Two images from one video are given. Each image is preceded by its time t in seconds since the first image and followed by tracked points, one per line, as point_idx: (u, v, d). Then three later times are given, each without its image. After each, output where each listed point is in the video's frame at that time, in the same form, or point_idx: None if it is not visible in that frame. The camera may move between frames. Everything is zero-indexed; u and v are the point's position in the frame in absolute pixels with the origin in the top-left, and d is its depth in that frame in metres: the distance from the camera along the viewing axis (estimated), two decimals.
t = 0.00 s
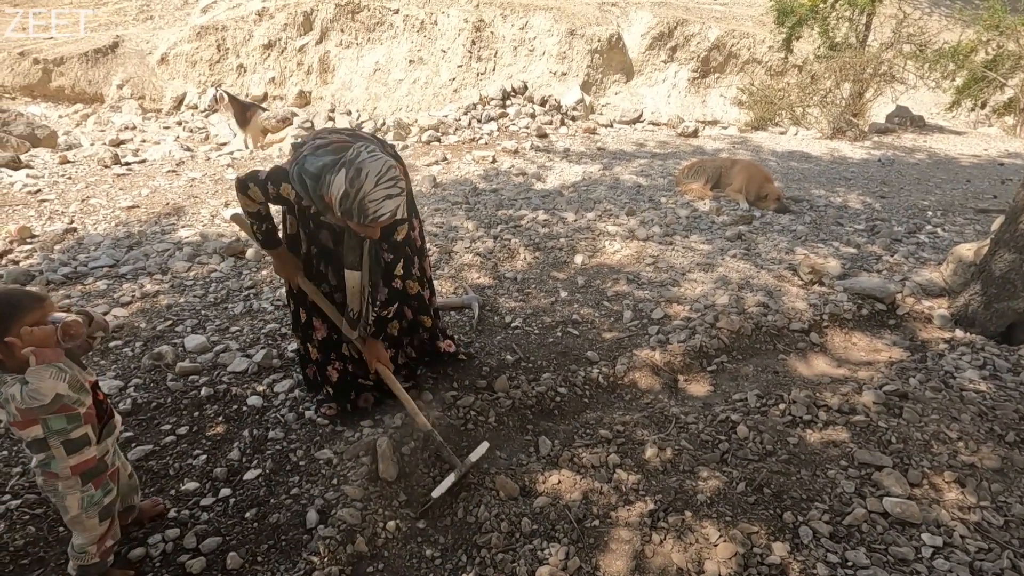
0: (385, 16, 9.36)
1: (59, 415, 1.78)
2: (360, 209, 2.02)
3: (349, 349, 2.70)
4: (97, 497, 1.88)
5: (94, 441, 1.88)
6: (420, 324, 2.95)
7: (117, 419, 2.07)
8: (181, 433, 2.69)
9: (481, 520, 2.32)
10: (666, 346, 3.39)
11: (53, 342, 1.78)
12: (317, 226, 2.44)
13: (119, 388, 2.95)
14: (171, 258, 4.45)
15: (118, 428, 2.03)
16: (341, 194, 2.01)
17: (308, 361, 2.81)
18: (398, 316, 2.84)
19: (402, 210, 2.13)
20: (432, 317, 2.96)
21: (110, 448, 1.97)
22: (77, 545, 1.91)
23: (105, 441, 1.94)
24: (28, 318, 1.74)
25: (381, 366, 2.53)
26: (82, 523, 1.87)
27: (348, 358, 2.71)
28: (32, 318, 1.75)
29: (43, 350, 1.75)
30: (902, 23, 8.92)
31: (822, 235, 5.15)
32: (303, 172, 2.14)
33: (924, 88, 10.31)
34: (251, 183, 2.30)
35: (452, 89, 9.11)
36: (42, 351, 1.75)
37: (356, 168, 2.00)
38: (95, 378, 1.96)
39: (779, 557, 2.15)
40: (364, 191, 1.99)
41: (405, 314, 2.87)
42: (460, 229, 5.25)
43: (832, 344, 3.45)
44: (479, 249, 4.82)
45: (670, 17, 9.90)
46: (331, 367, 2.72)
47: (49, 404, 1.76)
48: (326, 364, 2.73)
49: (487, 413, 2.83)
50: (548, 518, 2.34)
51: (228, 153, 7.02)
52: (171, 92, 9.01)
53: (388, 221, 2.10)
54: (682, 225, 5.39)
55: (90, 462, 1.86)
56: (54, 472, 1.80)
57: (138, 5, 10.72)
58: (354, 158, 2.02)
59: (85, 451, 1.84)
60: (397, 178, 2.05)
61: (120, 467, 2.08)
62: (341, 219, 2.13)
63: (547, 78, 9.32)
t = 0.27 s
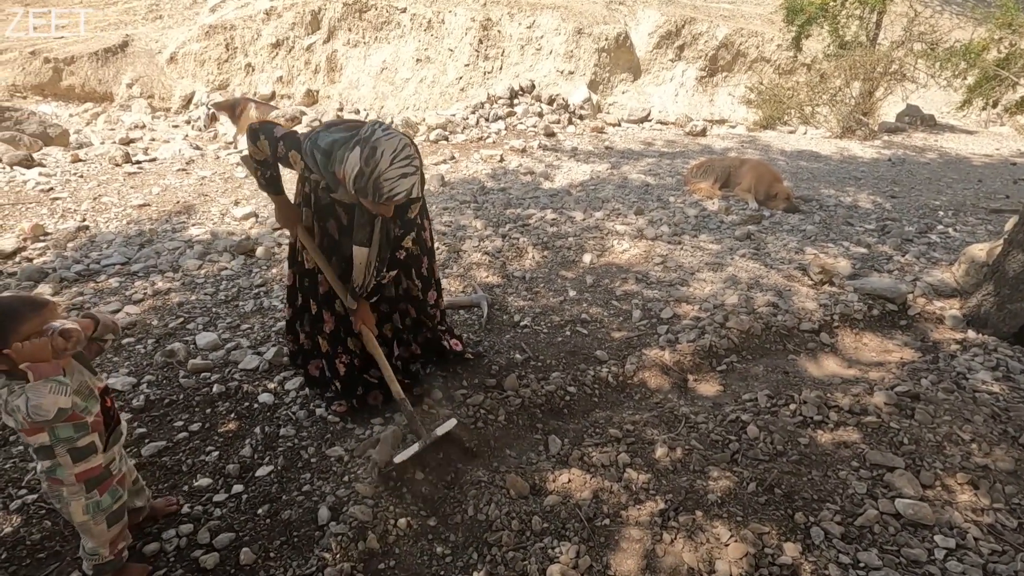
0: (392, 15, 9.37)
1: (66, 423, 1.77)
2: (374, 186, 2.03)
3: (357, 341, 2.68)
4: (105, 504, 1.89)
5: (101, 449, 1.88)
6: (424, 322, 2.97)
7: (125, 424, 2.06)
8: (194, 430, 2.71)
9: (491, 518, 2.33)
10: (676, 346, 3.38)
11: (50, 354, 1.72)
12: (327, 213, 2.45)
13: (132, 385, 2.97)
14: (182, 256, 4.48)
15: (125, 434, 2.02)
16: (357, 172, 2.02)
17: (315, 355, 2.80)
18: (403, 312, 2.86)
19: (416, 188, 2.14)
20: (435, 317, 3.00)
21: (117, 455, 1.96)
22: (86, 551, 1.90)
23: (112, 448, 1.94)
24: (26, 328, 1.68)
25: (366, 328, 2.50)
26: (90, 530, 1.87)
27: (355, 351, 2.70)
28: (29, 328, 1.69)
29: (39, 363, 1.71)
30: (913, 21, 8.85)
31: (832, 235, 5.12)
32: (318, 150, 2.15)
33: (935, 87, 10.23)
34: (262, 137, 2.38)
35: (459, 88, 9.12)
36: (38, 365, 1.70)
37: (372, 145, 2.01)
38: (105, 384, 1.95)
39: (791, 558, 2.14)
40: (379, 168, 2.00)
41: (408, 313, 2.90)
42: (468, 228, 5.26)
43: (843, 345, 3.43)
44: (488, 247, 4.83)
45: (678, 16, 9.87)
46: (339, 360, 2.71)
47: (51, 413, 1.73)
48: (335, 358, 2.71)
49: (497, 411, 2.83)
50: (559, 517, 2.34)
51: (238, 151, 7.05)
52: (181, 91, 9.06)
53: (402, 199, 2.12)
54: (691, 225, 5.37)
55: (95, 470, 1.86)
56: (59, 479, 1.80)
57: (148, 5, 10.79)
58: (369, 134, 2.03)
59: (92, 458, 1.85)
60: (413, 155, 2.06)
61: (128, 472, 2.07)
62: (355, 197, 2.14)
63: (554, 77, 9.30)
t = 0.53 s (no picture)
0: (400, 13, 9.38)
1: (71, 426, 1.77)
2: (395, 154, 2.02)
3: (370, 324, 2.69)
4: (111, 499, 1.90)
5: (108, 447, 1.88)
6: (443, 311, 2.98)
7: (138, 420, 2.05)
8: (203, 425, 2.73)
9: (498, 515, 2.33)
10: (683, 345, 3.37)
11: (55, 361, 1.69)
12: (349, 191, 2.47)
13: (143, 380, 3.00)
14: (191, 253, 4.50)
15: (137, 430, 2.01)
16: (379, 139, 2.02)
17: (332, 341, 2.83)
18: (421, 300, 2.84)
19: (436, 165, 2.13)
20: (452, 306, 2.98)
21: (125, 453, 1.96)
22: (97, 542, 1.94)
23: (120, 447, 1.93)
24: (33, 332, 1.66)
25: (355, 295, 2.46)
26: (97, 524, 1.89)
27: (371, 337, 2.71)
28: (37, 332, 1.66)
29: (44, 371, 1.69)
30: (924, 19, 8.77)
31: (840, 234, 5.09)
32: (344, 118, 2.17)
33: (945, 86, 10.14)
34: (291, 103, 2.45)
35: (466, 87, 9.12)
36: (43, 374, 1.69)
37: (397, 114, 2.02)
38: (116, 383, 1.93)
39: (798, 558, 2.13)
40: (402, 136, 2.00)
41: (428, 299, 2.88)
42: (475, 226, 5.27)
43: (851, 345, 3.42)
44: (494, 246, 4.83)
45: (686, 14, 9.82)
46: (353, 346, 2.72)
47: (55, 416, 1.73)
48: (349, 343, 2.73)
49: (504, 409, 2.84)
50: (565, 514, 2.35)
51: (246, 149, 7.08)
52: (190, 89, 9.11)
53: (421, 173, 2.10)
54: (698, 224, 5.36)
55: (101, 469, 1.86)
56: (65, 474, 1.82)
57: (158, 4, 10.85)
58: (396, 104, 2.04)
59: (97, 458, 1.85)
60: (436, 129, 2.06)
61: (140, 465, 2.08)
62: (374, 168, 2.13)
63: (561, 75, 9.27)
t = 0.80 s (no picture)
0: (404, 13, 9.39)
1: (83, 419, 1.80)
2: (380, 172, 2.03)
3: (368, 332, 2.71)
4: (119, 493, 1.91)
5: (117, 441, 1.91)
6: (447, 314, 2.94)
7: (146, 417, 2.07)
8: (208, 422, 2.74)
9: (501, 513, 2.33)
10: (686, 344, 3.37)
11: (70, 356, 1.72)
12: (345, 204, 2.46)
13: (149, 378, 3.01)
14: (197, 251, 4.52)
15: (145, 426, 2.03)
16: (363, 157, 2.04)
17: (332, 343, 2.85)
18: (423, 306, 2.83)
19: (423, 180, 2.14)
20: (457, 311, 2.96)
21: (134, 448, 1.98)
22: (102, 536, 1.94)
23: (129, 442, 1.95)
24: (48, 328, 1.68)
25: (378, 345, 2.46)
26: (104, 517, 1.90)
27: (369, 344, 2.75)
28: (52, 327, 1.69)
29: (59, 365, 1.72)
30: (931, 18, 8.71)
31: (845, 234, 5.08)
32: (330, 138, 2.19)
33: (952, 85, 10.08)
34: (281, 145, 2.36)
35: (470, 86, 9.13)
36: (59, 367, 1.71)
37: (380, 132, 2.04)
38: (127, 379, 1.96)
39: (802, 557, 2.13)
40: (386, 153, 2.02)
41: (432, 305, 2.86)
42: (479, 225, 5.27)
43: (855, 345, 3.40)
44: (499, 245, 4.83)
45: (691, 13, 9.79)
46: (351, 350, 2.75)
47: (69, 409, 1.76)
48: (347, 347, 2.75)
49: (508, 408, 2.84)
50: (568, 513, 2.35)
51: (251, 148, 7.10)
52: (195, 89, 9.14)
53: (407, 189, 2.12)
54: (703, 223, 5.35)
55: (110, 462, 1.88)
56: (75, 467, 1.84)
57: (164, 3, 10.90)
58: (379, 123, 2.07)
59: (107, 451, 1.87)
60: (420, 145, 2.08)
61: (147, 461, 2.10)
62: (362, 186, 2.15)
63: (565, 75, 9.26)
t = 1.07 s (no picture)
0: (410, 11, 9.38)
1: (99, 409, 1.80)
2: (365, 196, 1.99)
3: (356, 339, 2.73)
4: (130, 486, 1.91)
5: (131, 432, 1.91)
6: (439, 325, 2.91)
7: (155, 411, 2.09)
8: (214, 418, 2.74)
9: (507, 511, 2.32)
10: (693, 343, 3.34)
11: (89, 341, 1.74)
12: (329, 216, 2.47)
13: (155, 374, 3.01)
14: (203, 248, 4.53)
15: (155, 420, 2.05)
16: (349, 180, 2.00)
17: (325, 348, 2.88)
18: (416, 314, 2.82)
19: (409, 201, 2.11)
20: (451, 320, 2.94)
21: (146, 440, 1.99)
22: (110, 530, 1.93)
23: (141, 435, 1.96)
24: (67, 314, 1.70)
25: (356, 375, 2.39)
26: (114, 510, 1.89)
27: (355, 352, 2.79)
28: (71, 315, 1.71)
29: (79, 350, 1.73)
30: (941, 16, 8.63)
31: (854, 233, 5.04)
32: (315, 157, 2.14)
33: (962, 83, 9.99)
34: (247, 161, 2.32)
35: (476, 85, 9.11)
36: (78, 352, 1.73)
37: (366, 153, 2.00)
38: (138, 371, 1.98)
39: (810, 557, 2.11)
40: (371, 177, 1.98)
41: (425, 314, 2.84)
42: (485, 223, 5.25)
43: (864, 344, 3.37)
44: (504, 243, 4.82)
45: (698, 12, 9.74)
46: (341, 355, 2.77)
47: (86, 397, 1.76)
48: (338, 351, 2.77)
49: (513, 406, 2.82)
50: (574, 511, 2.33)
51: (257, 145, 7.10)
52: (202, 87, 9.17)
53: (394, 210, 2.08)
54: (709, 222, 5.32)
55: (124, 453, 1.88)
56: (89, 458, 1.84)
57: (170, 3, 10.93)
58: (364, 144, 2.03)
59: (121, 442, 1.87)
60: (406, 166, 2.04)
61: (155, 455, 2.10)
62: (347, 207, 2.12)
63: (571, 73, 9.22)
